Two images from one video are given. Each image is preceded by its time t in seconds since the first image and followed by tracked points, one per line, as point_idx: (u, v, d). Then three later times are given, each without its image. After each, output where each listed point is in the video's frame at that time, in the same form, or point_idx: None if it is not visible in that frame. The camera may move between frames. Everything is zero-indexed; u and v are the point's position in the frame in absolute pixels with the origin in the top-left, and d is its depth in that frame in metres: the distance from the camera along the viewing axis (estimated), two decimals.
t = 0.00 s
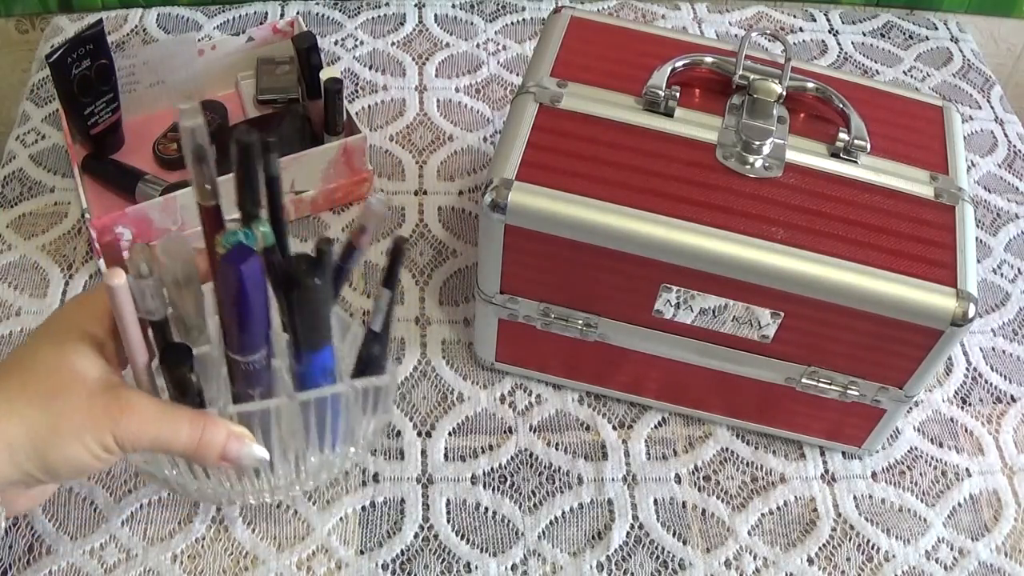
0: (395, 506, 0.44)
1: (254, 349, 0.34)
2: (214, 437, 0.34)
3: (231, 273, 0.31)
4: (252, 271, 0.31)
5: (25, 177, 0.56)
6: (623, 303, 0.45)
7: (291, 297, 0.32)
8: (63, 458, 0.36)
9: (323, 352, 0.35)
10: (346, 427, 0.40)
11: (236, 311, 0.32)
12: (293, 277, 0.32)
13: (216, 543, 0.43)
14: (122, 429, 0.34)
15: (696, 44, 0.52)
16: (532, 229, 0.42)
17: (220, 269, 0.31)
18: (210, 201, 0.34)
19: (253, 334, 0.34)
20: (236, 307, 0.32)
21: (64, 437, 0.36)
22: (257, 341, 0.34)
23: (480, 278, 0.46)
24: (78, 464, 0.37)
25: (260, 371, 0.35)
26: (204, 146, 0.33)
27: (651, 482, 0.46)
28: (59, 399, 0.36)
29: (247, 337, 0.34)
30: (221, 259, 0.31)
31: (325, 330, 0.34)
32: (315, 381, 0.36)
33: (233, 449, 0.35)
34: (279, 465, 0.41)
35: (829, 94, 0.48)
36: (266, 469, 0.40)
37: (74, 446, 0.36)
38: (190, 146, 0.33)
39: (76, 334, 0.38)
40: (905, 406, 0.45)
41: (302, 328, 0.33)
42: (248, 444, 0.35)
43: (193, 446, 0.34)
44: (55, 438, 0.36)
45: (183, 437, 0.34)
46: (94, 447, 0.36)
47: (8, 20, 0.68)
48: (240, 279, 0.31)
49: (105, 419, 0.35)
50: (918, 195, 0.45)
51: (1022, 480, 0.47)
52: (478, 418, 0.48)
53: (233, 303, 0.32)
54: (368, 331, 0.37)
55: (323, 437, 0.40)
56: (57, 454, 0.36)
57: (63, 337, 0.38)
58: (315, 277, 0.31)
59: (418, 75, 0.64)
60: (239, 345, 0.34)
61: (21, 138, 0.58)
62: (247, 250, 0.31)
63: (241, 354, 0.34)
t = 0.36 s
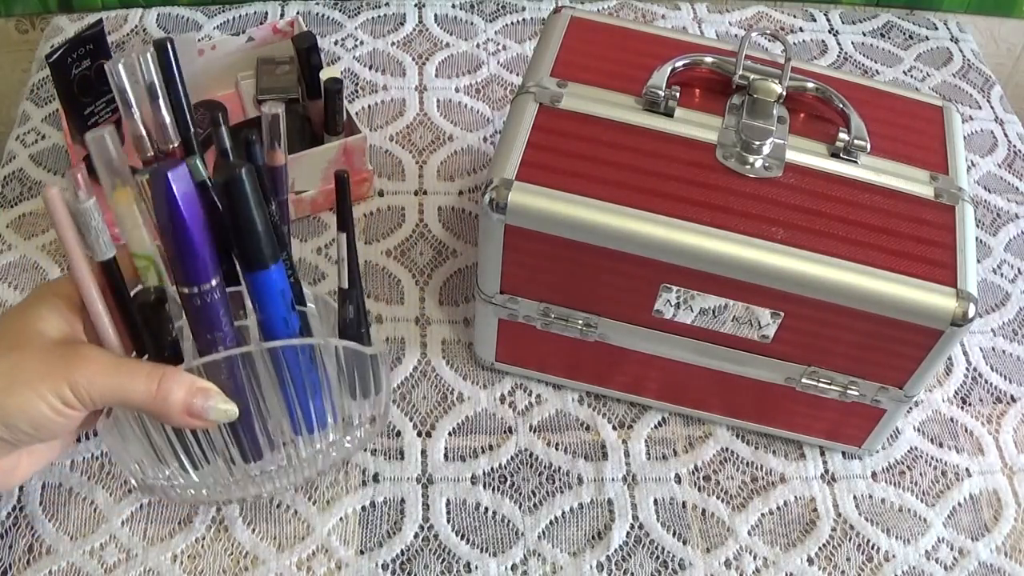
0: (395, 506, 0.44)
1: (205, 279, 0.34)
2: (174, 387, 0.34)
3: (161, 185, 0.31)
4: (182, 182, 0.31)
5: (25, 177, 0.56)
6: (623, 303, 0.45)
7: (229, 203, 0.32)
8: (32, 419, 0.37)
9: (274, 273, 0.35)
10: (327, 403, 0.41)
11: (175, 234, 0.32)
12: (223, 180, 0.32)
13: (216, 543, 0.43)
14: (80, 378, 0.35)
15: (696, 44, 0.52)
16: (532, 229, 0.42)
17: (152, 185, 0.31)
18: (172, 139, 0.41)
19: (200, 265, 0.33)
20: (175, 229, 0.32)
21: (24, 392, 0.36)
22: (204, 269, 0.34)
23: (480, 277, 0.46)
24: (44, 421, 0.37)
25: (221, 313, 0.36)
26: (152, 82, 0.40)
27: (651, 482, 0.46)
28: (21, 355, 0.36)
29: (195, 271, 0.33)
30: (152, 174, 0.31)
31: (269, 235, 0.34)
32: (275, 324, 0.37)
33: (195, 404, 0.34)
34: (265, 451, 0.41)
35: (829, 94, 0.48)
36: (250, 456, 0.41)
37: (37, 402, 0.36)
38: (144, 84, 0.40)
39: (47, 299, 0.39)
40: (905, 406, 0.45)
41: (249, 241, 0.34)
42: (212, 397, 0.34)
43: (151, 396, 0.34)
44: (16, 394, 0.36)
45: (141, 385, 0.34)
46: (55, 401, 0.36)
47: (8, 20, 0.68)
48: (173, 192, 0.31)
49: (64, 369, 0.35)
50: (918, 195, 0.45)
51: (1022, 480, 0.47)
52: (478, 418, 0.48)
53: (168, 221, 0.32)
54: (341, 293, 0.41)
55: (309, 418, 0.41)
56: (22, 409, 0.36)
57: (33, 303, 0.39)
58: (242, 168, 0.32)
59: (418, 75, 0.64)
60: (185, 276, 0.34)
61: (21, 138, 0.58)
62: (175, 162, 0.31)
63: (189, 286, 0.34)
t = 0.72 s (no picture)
0: (395, 506, 0.44)
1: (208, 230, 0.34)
2: (165, 353, 0.33)
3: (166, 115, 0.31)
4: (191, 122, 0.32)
5: (25, 177, 0.56)
6: (623, 303, 0.45)
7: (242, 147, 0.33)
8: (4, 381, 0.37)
9: (288, 235, 0.35)
10: (345, 392, 0.40)
11: (177, 172, 0.32)
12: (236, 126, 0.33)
13: (216, 542, 0.43)
14: (59, 338, 0.35)
15: (696, 44, 0.52)
16: (532, 229, 0.42)
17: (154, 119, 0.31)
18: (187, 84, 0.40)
19: (205, 215, 0.33)
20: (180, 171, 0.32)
21: None
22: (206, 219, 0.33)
23: (480, 277, 0.46)
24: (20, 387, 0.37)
25: (225, 274, 0.35)
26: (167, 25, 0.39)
27: (651, 482, 0.46)
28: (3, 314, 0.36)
29: (201, 222, 0.33)
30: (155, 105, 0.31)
31: (283, 192, 0.35)
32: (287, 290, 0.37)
33: (188, 373, 0.33)
34: (275, 440, 0.41)
35: (829, 94, 0.48)
36: (257, 448, 0.41)
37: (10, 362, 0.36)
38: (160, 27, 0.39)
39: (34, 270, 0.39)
40: (905, 406, 0.45)
41: (259, 187, 0.34)
42: (208, 366, 0.34)
43: (141, 362, 0.33)
44: None
45: (131, 351, 0.33)
46: (30, 364, 0.36)
47: (8, 20, 0.68)
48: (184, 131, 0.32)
49: (43, 327, 0.35)
50: (918, 196, 0.45)
51: (1022, 480, 0.47)
52: (478, 418, 0.48)
53: (171, 156, 0.32)
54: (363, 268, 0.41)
55: (325, 403, 0.40)
56: None
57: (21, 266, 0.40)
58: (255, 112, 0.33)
59: (418, 75, 0.64)
60: (187, 225, 0.33)
61: (21, 138, 0.58)
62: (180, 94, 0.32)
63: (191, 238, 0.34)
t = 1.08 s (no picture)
0: (395, 506, 0.44)
1: (219, 261, 0.34)
2: (178, 376, 0.34)
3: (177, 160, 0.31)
4: (198, 159, 0.31)
5: (25, 177, 0.56)
6: (623, 303, 0.45)
7: (247, 179, 0.33)
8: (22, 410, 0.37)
9: (290, 254, 0.35)
10: (341, 382, 0.41)
11: (189, 212, 0.32)
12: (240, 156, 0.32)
13: (216, 542, 0.43)
14: (76, 368, 0.35)
15: (696, 44, 0.52)
16: (532, 229, 0.42)
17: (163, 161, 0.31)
18: (179, 103, 0.39)
19: (214, 245, 0.33)
20: (187, 205, 0.32)
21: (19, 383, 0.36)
22: (217, 251, 0.34)
23: (480, 277, 0.46)
24: (37, 414, 0.38)
25: (232, 299, 0.36)
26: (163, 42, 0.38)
27: (651, 482, 0.46)
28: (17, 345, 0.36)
29: (210, 252, 0.34)
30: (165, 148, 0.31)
31: (285, 215, 0.35)
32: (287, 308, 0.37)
33: (202, 396, 0.34)
34: (273, 435, 0.41)
35: (829, 94, 0.48)
36: (260, 446, 0.41)
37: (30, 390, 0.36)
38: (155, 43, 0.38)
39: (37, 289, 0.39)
40: (905, 406, 0.45)
41: (266, 217, 0.34)
42: (219, 390, 0.35)
43: (154, 388, 0.34)
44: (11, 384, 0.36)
45: (144, 376, 0.34)
46: (49, 391, 0.37)
47: (8, 20, 0.68)
48: (191, 171, 0.31)
49: (60, 358, 0.35)
50: (918, 195, 0.45)
51: (1022, 480, 0.47)
52: (478, 418, 0.48)
53: (184, 198, 0.32)
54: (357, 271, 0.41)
55: (321, 399, 0.41)
56: (16, 400, 0.37)
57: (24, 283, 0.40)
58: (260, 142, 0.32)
59: (418, 75, 0.64)
60: (197, 257, 0.34)
61: (21, 138, 0.58)
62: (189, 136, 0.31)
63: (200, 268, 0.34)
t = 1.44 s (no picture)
0: (395, 506, 0.44)
1: (219, 340, 0.35)
2: (185, 429, 0.35)
3: (178, 263, 0.31)
4: (195, 258, 0.32)
5: (25, 177, 0.56)
6: (623, 303, 0.45)
7: (243, 276, 0.32)
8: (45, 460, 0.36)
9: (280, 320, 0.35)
10: (324, 407, 0.41)
11: (191, 305, 0.33)
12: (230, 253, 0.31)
13: (216, 543, 0.43)
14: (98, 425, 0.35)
15: (696, 44, 0.52)
16: (532, 229, 0.42)
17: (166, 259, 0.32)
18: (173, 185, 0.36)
19: (212, 326, 0.34)
20: (188, 296, 0.33)
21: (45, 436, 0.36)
22: (218, 332, 0.35)
23: (480, 278, 0.46)
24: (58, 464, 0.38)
25: (231, 366, 0.37)
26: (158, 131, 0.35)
27: (651, 482, 0.46)
28: (34, 401, 0.36)
29: (211, 333, 0.34)
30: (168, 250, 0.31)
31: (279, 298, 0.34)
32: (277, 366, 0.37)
33: (205, 446, 0.35)
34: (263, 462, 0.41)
35: (829, 93, 0.48)
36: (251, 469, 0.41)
37: (55, 443, 0.36)
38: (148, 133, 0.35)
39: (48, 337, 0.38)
40: (905, 406, 0.45)
41: (263, 302, 0.34)
42: (220, 439, 0.36)
43: (164, 441, 0.35)
44: (33, 437, 0.36)
45: (154, 430, 0.34)
46: (71, 443, 0.36)
47: (9, 20, 0.69)
48: (186, 268, 0.32)
49: (78, 414, 0.35)
50: (918, 195, 0.45)
51: (1022, 480, 0.47)
52: (478, 418, 0.48)
53: (186, 294, 0.32)
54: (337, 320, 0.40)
55: (306, 431, 0.41)
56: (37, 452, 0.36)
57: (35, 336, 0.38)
58: (255, 242, 0.31)
59: (418, 75, 0.64)
60: (199, 336, 0.35)
61: (21, 138, 0.58)
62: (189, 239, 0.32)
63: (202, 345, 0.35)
